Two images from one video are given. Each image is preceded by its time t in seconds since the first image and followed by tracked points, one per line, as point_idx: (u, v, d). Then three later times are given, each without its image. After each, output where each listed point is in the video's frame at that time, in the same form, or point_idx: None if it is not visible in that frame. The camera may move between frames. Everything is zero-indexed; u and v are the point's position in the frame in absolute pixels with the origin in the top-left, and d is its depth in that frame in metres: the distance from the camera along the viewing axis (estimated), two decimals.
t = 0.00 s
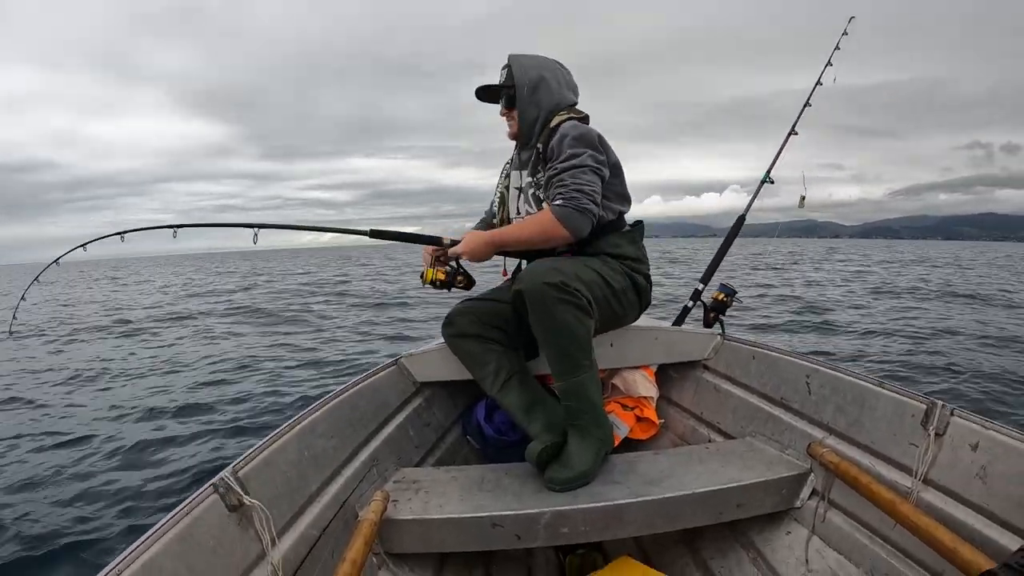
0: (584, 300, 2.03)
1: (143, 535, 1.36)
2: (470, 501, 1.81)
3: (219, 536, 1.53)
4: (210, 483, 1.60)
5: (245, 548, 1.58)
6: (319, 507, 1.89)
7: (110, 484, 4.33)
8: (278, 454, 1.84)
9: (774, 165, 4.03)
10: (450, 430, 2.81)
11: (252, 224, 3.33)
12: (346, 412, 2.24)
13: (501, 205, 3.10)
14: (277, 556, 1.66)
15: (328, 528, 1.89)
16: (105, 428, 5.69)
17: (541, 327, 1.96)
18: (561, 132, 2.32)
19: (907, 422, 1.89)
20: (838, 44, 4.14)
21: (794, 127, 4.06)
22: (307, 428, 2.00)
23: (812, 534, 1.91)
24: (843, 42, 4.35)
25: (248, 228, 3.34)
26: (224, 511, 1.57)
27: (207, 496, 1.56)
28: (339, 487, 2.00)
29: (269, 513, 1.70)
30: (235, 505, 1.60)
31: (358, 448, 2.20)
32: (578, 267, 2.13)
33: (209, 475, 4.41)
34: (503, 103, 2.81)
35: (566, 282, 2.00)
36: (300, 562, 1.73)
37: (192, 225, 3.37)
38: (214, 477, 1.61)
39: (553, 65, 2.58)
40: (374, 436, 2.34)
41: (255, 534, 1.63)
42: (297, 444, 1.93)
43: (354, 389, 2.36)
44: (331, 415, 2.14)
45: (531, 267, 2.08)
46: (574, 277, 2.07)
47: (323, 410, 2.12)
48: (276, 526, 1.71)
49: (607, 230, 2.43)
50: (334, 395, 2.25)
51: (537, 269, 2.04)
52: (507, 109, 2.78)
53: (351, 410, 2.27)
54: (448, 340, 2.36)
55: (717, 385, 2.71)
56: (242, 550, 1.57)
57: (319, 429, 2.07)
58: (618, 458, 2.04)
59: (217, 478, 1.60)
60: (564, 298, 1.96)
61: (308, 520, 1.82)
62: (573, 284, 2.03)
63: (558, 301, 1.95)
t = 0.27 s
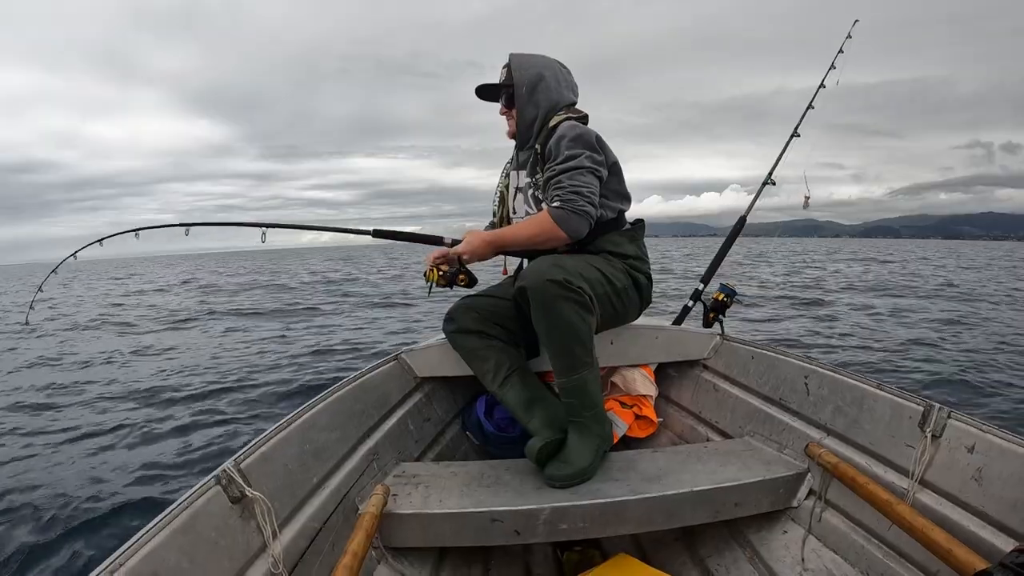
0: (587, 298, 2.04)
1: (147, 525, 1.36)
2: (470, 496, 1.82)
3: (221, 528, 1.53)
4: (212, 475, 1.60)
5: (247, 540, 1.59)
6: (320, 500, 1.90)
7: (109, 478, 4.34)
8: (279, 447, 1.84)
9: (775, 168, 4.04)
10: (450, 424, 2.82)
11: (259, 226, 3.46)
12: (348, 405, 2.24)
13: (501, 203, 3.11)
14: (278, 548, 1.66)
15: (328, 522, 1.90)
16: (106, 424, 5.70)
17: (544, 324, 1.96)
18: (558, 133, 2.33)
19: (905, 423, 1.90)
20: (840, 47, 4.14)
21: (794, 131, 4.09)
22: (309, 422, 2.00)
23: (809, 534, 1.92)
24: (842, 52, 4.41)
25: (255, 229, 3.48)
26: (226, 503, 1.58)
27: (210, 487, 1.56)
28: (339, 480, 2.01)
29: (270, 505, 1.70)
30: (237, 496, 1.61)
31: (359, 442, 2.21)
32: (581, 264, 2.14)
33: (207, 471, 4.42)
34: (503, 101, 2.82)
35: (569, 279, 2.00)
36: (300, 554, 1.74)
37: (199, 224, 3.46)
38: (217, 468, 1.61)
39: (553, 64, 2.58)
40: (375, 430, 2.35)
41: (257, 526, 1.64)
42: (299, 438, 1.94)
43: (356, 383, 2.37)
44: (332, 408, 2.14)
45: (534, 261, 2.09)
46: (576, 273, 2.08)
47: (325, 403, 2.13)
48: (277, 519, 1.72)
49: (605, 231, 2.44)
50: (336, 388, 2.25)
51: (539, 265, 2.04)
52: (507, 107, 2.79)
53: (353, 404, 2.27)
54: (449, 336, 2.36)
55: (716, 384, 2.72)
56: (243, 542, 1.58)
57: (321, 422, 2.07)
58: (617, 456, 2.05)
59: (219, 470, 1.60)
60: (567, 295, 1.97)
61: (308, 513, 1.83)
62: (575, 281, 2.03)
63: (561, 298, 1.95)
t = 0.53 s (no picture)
0: (584, 302, 2.03)
1: (138, 532, 1.36)
2: (465, 501, 1.81)
3: (213, 533, 1.53)
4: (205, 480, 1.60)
5: (240, 546, 1.59)
6: (314, 506, 1.89)
7: (107, 479, 4.35)
8: (272, 452, 1.83)
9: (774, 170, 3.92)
10: (446, 430, 2.81)
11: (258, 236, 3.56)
12: (343, 410, 2.24)
13: (499, 205, 3.11)
14: (271, 554, 1.65)
15: (322, 527, 1.89)
16: (103, 425, 5.71)
17: (540, 328, 1.96)
18: (559, 137, 2.32)
19: (902, 428, 1.90)
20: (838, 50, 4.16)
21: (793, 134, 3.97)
22: (303, 427, 2.00)
23: (806, 540, 1.92)
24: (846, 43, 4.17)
25: (255, 238, 3.57)
26: (218, 509, 1.57)
27: (202, 493, 1.56)
28: (334, 486, 2.00)
29: (263, 511, 1.70)
30: (229, 502, 1.60)
31: (353, 448, 2.20)
32: (579, 267, 2.13)
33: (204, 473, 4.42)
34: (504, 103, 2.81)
35: (566, 283, 1.99)
36: (294, 560, 1.73)
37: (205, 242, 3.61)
38: (209, 474, 1.61)
39: (555, 67, 2.57)
40: (370, 436, 2.34)
41: (249, 532, 1.63)
42: (293, 443, 1.93)
43: (351, 388, 2.36)
44: (326, 413, 2.14)
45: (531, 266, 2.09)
46: (574, 275, 2.07)
47: (319, 409, 2.12)
48: (270, 524, 1.71)
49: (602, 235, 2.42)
50: (330, 393, 2.25)
51: (539, 267, 2.04)
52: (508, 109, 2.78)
53: (347, 409, 2.27)
54: (445, 341, 2.36)
55: (713, 389, 2.71)
56: (236, 548, 1.57)
57: (315, 427, 2.06)
58: (613, 462, 2.05)
59: (212, 475, 1.59)
60: (563, 298, 1.96)
61: (302, 519, 1.82)
62: (572, 285, 2.02)
63: (558, 301, 1.95)
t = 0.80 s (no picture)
0: (575, 305, 2.03)
1: (129, 546, 1.35)
2: (462, 510, 1.80)
3: (206, 546, 1.52)
4: (198, 493, 1.59)
5: (234, 558, 1.58)
6: (309, 517, 1.88)
7: (105, 484, 4.35)
8: (267, 463, 1.83)
9: (771, 162, 3.77)
10: (445, 437, 2.80)
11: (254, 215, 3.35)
12: (339, 420, 2.23)
13: (498, 202, 3.10)
14: (266, 566, 1.65)
15: (319, 538, 1.88)
16: (100, 424, 5.71)
17: (532, 335, 1.96)
18: (559, 138, 2.31)
19: (905, 425, 1.89)
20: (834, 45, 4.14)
21: (788, 126, 3.83)
22: (298, 437, 1.99)
23: (810, 540, 1.90)
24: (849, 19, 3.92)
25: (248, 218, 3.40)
26: (212, 522, 1.56)
27: (195, 506, 1.55)
28: (330, 496, 1.99)
29: (257, 523, 1.69)
30: (223, 515, 1.60)
31: (350, 458, 2.20)
32: (569, 271, 2.13)
33: (202, 474, 4.41)
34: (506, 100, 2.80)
35: (556, 287, 1.99)
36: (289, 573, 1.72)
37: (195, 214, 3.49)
38: (202, 488, 1.60)
39: (558, 67, 2.56)
40: (367, 444, 2.34)
41: (244, 544, 1.62)
42: (287, 453, 1.93)
43: (347, 397, 2.36)
44: (322, 423, 2.13)
45: (525, 269, 2.10)
46: (564, 280, 2.07)
47: (314, 418, 2.12)
48: (265, 537, 1.71)
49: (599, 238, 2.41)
50: (325, 403, 2.24)
51: (528, 272, 2.04)
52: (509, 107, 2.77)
53: (343, 418, 2.26)
54: (440, 348, 2.35)
55: (713, 389, 2.70)
56: (229, 561, 1.56)
57: (311, 437, 2.06)
58: (612, 465, 2.04)
59: (204, 488, 1.59)
60: (553, 303, 1.96)
61: (298, 530, 1.81)
62: (563, 289, 2.02)
63: (547, 306, 1.94)
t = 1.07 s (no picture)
0: (571, 302, 2.02)
1: (130, 544, 1.35)
2: (463, 508, 1.80)
3: (207, 545, 1.51)
4: (197, 492, 1.59)
5: (234, 557, 1.57)
6: (310, 514, 1.88)
7: (104, 477, 4.35)
8: (267, 461, 1.82)
9: (767, 163, 3.97)
10: (444, 434, 2.79)
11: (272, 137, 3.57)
12: (339, 416, 2.23)
13: (502, 190, 3.09)
14: (266, 565, 1.64)
15: (319, 536, 1.87)
16: (100, 421, 5.73)
17: (529, 332, 1.95)
18: (580, 124, 2.32)
19: (907, 421, 1.88)
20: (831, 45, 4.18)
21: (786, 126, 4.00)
22: (298, 435, 1.98)
23: (812, 537, 1.90)
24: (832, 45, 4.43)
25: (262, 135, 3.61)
26: (212, 520, 1.56)
27: (195, 505, 1.55)
28: (331, 494, 1.99)
29: (258, 521, 1.68)
30: (223, 513, 1.59)
31: (350, 455, 2.19)
32: (565, 267, 2.13)
33: (200, 470, 4.42)
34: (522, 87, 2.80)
35: (551, 283, 1.99)
36: (290, 571, 1.71)
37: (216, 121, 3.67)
38: (202, 486, 1.60)
39: (576, 58, 2.58)
40: (366, 442, 2.33)
41: (244, 543, 1.62)
42: (287, 451, 1.92)
43: (347, 393, 2.35)
44: (322, 420, 2.13)
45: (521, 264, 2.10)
46: (559, 277, 2.06)
47: (314, 415, 2.11)
48: (265, 534, 1.70)
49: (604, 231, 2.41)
50: (325, 399, 2.24)
51: (522, 273, 2.02)
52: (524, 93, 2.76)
53: (343, 415, 2.26)
54: (440, 344, 2.34)
55: (713, 386, 2.70)
56: (230, 559, 1.56)
57: (311, 434, 2.06)
58: (613, 462, 2.03)
59: (205, 486, 1.59)
60: (549, 300, 1.95)
61: (298, 528, 1.81)
62: (558, 285, 2.01)
63: (543, 303, 1.94)
